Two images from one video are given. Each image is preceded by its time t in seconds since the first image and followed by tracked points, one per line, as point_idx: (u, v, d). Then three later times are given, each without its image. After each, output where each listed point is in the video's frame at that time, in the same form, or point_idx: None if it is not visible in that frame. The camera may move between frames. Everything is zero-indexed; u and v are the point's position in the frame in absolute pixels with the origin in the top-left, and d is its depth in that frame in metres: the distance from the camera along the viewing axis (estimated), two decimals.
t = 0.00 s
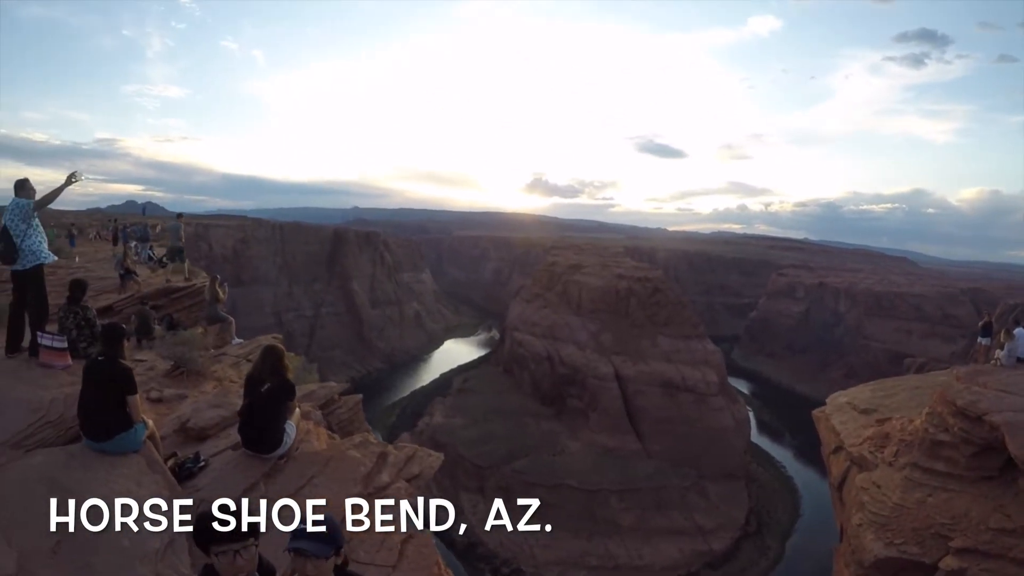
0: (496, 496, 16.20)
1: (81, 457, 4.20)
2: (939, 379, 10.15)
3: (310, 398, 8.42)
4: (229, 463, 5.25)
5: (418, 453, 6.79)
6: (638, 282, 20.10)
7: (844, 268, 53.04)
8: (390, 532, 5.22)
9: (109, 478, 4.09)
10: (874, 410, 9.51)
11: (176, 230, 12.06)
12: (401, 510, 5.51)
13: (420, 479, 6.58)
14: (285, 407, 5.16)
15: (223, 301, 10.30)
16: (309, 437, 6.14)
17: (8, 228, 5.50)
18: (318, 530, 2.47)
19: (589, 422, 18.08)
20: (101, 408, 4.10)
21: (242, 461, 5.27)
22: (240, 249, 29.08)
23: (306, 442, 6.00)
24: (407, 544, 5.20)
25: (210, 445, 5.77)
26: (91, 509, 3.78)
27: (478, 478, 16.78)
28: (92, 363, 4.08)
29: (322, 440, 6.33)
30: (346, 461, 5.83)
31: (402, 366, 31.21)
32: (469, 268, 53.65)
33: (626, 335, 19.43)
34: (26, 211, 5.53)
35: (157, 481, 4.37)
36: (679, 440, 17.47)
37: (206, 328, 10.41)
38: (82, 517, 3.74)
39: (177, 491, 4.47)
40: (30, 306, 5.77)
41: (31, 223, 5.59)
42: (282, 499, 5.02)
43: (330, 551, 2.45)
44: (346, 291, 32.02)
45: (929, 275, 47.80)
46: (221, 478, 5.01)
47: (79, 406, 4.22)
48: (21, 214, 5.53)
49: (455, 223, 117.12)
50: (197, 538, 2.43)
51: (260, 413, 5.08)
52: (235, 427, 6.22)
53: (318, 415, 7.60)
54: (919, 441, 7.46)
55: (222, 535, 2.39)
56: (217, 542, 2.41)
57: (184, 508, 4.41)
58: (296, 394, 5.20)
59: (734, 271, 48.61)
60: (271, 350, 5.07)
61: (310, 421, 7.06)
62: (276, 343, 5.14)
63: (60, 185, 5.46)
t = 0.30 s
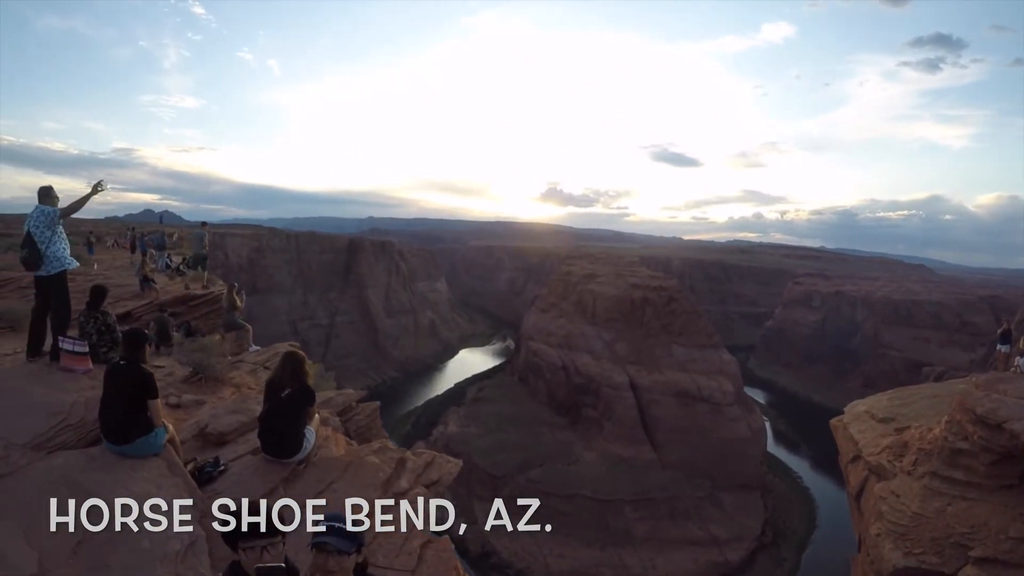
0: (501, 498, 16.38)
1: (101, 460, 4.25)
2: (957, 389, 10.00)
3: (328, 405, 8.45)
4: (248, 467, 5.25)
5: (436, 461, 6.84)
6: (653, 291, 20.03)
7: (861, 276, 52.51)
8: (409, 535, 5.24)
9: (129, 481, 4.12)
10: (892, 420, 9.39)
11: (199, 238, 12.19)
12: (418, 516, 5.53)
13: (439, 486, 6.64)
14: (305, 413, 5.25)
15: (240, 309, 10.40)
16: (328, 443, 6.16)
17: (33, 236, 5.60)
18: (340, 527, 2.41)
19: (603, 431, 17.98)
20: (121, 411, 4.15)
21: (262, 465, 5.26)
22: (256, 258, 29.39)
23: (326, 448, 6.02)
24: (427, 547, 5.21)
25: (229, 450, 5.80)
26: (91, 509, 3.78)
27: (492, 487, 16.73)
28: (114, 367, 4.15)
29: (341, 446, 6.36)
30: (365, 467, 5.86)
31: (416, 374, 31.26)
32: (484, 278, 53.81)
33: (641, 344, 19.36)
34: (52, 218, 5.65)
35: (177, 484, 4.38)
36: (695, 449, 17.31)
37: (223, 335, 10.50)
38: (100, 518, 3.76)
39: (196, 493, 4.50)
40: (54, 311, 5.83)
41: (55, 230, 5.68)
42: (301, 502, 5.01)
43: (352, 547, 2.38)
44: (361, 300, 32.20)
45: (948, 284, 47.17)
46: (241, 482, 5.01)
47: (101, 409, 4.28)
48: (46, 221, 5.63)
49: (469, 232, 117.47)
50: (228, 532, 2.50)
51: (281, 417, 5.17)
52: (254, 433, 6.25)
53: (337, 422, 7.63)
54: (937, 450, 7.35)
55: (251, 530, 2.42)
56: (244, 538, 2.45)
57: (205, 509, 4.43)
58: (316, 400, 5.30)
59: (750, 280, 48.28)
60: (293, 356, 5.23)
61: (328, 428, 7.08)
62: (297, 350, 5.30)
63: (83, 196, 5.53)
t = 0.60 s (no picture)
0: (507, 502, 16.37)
1: (112, 463, 4.27)
2: (966, 387, 9.93)
3: (339, 407, 8.47)
4: (259, 470, 5.27)
5: (446, 461, 6.94)
6: (660, 293, 20.00)
7: (868, 276, 52.28)
8: (422, 536, 5.34)
9: (142, 482, 4.15)
10: (901, 419, 9.34)
11: (209, 243, 12.24)
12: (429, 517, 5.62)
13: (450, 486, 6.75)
14: (318, 413, 5.25)
15: (248, 313, 10.45)
16: (338, 445, 6.18)
17: (45, 241, 5.64)
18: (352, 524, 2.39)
19: (610, 435, 17.92)
20: (133, 412, 4.18)
21: (273, 468, 5.27)
22: (262, 264, 29.54)
23: (336, 450, 6.04)
24: (440, 547, 5.31)
25: (241, 453, 5.83)
26: (90, 508, 3.77)
27: (499, 491, 16.72)
28: (125, 371, 4.19)
29: (352, 448, 6.40)
30: (377, 467, 5.90)
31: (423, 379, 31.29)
32: (490, 281, 53.92)
33: (647, 347, 19.32)
34: (63, 224, 5.69)
35: (189, 487, 4.42)
36: (703, 451, 17.24)
37: (231, 340, 10.55)
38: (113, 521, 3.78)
39: (208, 496, 4.53)
40: (66, 315, 5.87)
41: (67, 235, 5.72)
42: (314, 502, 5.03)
43: (365, 543, 2.37)
44: (368, 305, 32.28)
45: (957, 283, 46.91)
46: (252, 484, 5.05)
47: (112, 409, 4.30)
48: (59, 227, 5.67)
49: (474, 236, 117.60)
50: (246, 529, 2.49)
51: (293, 418, 5.18)
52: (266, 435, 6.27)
53: (347, 425, 7.66)
54: (947, 448, 7.31)
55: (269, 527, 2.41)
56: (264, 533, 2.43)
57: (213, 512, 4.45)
58: (328, 401, 5.31)
59: (757, 282, 48.14)
60: (303, 357, 5.25)
61: (339, 431, 7.10)
62: (308, 352, 5.32)
63: (96, 202, 5.57)
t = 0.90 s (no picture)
0: (507, 501, 16.38)
1: (113, 467, 4.27)
2: (963, 377, 9.96)
3: (339, 407, 8.47)
4: (261, 471, 5.29)
5: (449, 461, 6.96)
6: (656, 290, 20.04)
7: (864, 270, 52.45)
8: (426, 534, 5.44)
9: (142, 486, 4.15)
10: (900, 410, 9.35)
11: (207, 246, 12.23)
12: (433, 515, 5.70)
13: (451, 482, 6.82)
14: (318, 413, 5.22)
15: (246, 315, 10.45)
16: (339, 444, 6.18)
17: (45, 244, 5.63)
18: (356, 521, 2.37)
19: (609, 431, 17.93)
20: (134, 416, 4.18)
21: (275, 468, 5.28)
22: (259, 266, 29.53)
23: (337, 449, 6.03)
24: (444, 546, 5.40)
25: (241, 455, 5.83)
26: (86, 517, 3.77)
27: (499, 490, 16.72)
28: (124, 373, 4.12)
29: (353, 448, 6.41)
30: (379, 467, 5.90)
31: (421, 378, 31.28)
32: (486, 280, 53.93)
33: (645, 343, 19.36)
34: (64, 228, 5.69)
35: (191, 489, 4.43)
36: (701, 447, 17.27)
37: (229, 343, 10.54)
38: (117, 525, 3.80)
39: (209, 500, 4.54)
40: (65, 319, 5.86)
41: (67, 239, 5.71)
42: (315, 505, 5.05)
43: (371, 540, 2.35)
44: (365, 305, 32.25)
45: (952, 275, 47.13)
46: (254, 485, 5.07)
47: (112, 413, 4.31)
48: (59, 230, 5.67)
49: (470, 235, 117.58)
50: (245, 531, 2.41)
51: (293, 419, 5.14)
52: (267, 437, 6.27)
53: (347, 423, 7.67)
54: (946, 438, 7.34)
55: (272, 527, 2.35)
56: (267, 534, 2.37)
57: (215, 515, 4.46)
58: (328, 401, 5.25)
59: (753, 277, 48.26)
60: (303, 358, 5.11)
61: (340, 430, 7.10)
62: (308, 351, 5.17)
63: (97, 207, 5.56)
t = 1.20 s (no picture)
0: (501, 496, 16.41)
1: (107, 465, 4.24)
2: (952, 364, 10.06)
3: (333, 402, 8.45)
4: (255, 467, 5.27)
5: (443, 453, 6.99)
6: (646, 283, 20.11)
7: (851, 260, 52.91)
8: (423, 525, 5.48)
9: (138, 484, 4.14)
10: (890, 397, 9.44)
11: (197, 245, 12.14)
12: (429, 507, 5.74)
13: (446, 474, 6.87)
14: (311, 408, 5.19)
15: (236, 313, 10.39)
16: (333, 440, 6.16)
17: (36, 243, 5.56)
18: (351, 511, 2.36)
19: (601, 425, 17.99)
20: (127, 414, 4.15)
21: (270, 465, 5.27)
22: (247, 265, 29.37)
23: (331, 444, 6.02)
24: (441, 537, 5.45)
25: (236, 452, 5.81)
26: (80, 516, 3.73)
27: (492, 485, 16.74)
28: (117, 371, 4.08)
29: (347, 443, 6.40)
30: (374, 460, 5.90)
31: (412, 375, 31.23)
32: (475, 275, 53.89)
33: (635, 336, 19.44)
34: (56, 226, 5.61)
35: (186, 486, 4.44)
36: (693, 438, 17.39)
37: (220, 341, 10.46)
38: (113, 523, 3.78)
39: (205, 496, 4.54)
40: (55, 318, 5.80)
41: (59, 237, 5.65)
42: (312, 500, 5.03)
43: (366, 530, 2.34)
44: (355, 303, 32.15)
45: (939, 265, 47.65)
46: (249, 481, 5.06)
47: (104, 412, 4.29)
48: (51, 228, 5.59)
49: (459, 231, 117.43)
50: (243, 521, 2.41)
51: (285, 414, 5.13)
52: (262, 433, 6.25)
53: (341, 418, 7.65)
54: (936, 424, 7.43)
55: (268, 518, 2.35)
56: (263, 524, 2.37)
57: (211, 512, 4.46)
58: (321, 395, 5.22)
59: (742, 269, 48.54)
60: (294, 352, 5.12)
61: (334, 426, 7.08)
62: (299, 347, 5.20)
63: (89, 207, 5.50)
